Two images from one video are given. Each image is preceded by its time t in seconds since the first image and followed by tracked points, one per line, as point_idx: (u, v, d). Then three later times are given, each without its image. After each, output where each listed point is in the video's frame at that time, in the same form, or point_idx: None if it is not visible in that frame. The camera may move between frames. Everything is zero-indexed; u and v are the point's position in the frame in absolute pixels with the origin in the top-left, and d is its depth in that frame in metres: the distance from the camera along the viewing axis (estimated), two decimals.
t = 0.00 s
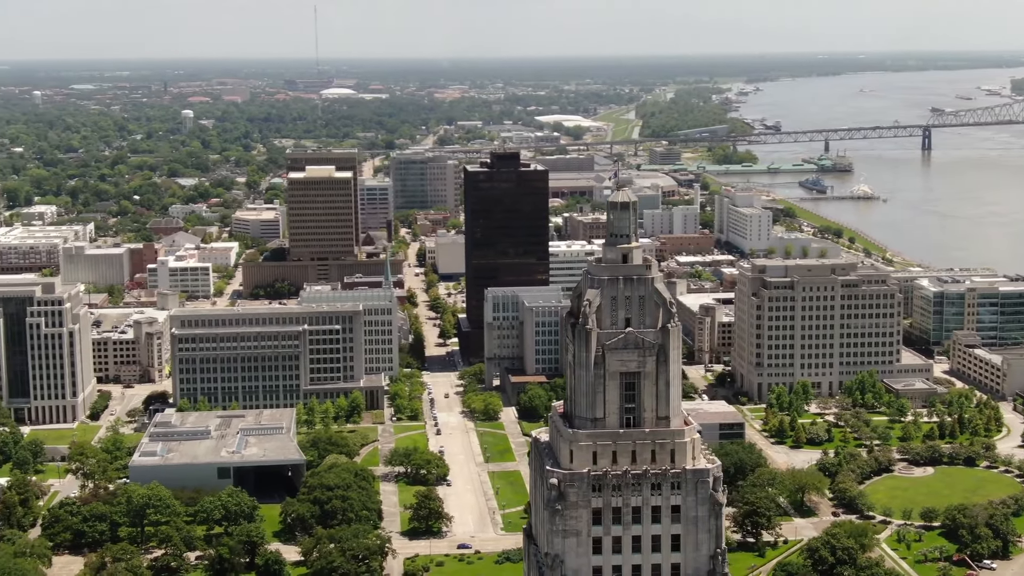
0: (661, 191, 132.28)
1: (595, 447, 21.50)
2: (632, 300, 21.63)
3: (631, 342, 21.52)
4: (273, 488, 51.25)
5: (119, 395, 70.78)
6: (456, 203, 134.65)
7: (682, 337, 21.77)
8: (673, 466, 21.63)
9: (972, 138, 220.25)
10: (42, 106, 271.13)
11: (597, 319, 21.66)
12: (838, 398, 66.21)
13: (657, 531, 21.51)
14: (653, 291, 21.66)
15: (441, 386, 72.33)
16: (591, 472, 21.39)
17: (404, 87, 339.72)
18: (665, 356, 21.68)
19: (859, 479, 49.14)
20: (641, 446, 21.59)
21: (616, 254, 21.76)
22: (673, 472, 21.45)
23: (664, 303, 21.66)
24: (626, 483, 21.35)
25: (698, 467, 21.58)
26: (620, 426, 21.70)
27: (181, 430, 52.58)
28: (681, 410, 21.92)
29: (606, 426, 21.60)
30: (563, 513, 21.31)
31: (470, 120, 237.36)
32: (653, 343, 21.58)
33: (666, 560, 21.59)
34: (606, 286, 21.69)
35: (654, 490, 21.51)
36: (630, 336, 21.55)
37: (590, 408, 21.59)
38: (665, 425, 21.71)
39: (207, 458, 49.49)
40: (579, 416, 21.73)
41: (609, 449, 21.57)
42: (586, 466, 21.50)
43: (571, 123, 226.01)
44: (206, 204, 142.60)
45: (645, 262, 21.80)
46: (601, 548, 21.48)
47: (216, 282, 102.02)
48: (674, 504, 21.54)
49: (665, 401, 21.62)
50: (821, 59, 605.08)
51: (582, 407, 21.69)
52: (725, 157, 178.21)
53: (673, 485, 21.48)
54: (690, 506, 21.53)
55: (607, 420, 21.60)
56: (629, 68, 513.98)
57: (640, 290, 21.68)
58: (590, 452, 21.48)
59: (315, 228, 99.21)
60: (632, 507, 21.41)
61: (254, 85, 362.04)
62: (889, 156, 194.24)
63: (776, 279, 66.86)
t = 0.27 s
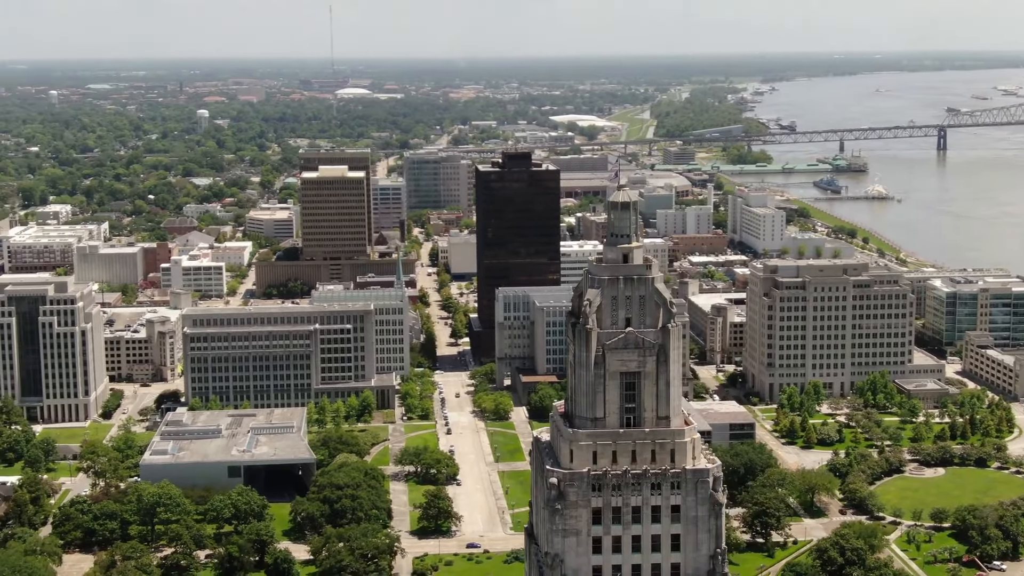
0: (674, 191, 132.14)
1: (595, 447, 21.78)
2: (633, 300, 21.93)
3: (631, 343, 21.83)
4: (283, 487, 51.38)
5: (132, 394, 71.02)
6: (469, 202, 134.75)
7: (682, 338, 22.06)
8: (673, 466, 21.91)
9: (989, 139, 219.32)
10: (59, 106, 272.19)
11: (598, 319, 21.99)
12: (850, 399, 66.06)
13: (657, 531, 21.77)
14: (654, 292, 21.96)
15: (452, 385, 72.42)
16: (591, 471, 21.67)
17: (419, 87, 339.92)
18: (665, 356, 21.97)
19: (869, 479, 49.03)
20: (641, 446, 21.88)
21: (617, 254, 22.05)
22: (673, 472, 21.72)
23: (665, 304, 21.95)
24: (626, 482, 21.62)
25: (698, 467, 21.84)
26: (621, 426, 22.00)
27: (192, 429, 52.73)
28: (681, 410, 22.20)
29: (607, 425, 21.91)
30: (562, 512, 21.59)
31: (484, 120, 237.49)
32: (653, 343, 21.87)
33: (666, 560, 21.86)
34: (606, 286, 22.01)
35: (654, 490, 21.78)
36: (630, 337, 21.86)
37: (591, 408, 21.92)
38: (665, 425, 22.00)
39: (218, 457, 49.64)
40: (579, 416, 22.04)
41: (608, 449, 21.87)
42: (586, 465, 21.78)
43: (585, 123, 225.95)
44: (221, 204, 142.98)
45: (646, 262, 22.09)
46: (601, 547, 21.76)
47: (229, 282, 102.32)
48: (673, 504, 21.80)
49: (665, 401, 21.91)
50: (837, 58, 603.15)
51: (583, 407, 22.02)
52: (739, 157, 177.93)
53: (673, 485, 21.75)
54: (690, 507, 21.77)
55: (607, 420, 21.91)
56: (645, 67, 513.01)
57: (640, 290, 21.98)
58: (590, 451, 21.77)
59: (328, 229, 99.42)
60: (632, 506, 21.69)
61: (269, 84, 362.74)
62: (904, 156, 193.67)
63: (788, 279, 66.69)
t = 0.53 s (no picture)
0: (688, 191, 131.99)
1: (595, 446, 21.82)
2: (633, 299, 22.00)
3: (631, 342, 21.89)
4: (294, 486, 51.50)
5: (144, 393, 71.25)
6: (482, 202, 134.83)
7: (682, 337, 22.12)
8: (673, 465, 21.93)
9: (1005, 139, 218.44)
10: (75, 105, 273.18)
11: (598, 318, 22.06)
12: (861, 399, 65.85)
13: (657, 531, 21.77)
14: (654, 292, 22.03)
15: (463, 385, 72.44)
16: (591, 471, 21.71)
17: (434, 87, 340.23)
18: (665, 356, 22.03)
19: (880, 480, 48.90)
20: (641, 445, 21.90)
21: (617, 254, 22.12)
22: (673, 472, 21.73)
23: (665, 303, 22.01)
24: (625, 482, 21.64)
25: (698, 467, 21.87)
26: (621, 425, 22.04)
27: (202, 428, 52.91)
28: (680, 410, 22.23)
29: (607, 425, 21.96)
30: (562, 512, 21.61)
31: (499, 120, 237.65)
32: (654, 342, 21.92)
33: (666, 560, 21.86)
34: (606, 286, 22.08)
35: (653, 490, 21.79)
36: (630, 336, 21.92)
37: (591, 407, 21.97)
38: (665, 425, 22.04)
39: (228, 456, 49.82)
40: (579, 416, 22.10)
41: (609, 449, 21.90)
42: (586, 465, 21.82)
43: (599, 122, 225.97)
44: (235, 203, 143.30)
45: (646, 262, 22.15)
46: (601, 547, 21.76)
47: (242, 281, 102.54)
48: (673, 503, 21.81)
49: (665, 401, 21.97)
50: (854, 58, 601.28)
51: (583, 406, 22.07)
52: (754, 156, 177.65)
53: (673, 484, 21.75)
54: (690, 506, 21.78)
55: (608, 419, 21.96)
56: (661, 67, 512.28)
57: (640, 290, 22.06)
58: (589, 451, 21.81)
59: (341, 228, 99.46)
60: (632, 506, 21.70)
61: (285, 84, 363.47)
62: (920, 156, 193.07)
63: (799, 279, 66.61)
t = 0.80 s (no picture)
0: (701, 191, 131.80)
1: (595, 446, 21.84)
2: (634, 298, 22.01)
3: (631, 341, 21.91)
4: (304, 485, 51.65)
5: (156, 391, 71.49)
6: (495, 202, 134.86)
7: (682, 338, 22.12)
8: (673, 464, 21.94)
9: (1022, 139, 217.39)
10: (91, 105, 274.10)
11: (598, 318, 22.08)
12: (873, 399, 65.68)
13: (656, 530, 21.80)
14: (654, 291, 22.03)
15: (474, 384, 72.50)
16: (591, 470, 21.74)
17: (449, 86, 340.46)
18: (665, 355, 22.04)
19: (891, 480, 48.78)
20: (641, 445, 21.91)
21: (617, 254, 22.14)
22: (672, 471, 21.74)
23: (665, 302, 22.04)
24: (625, 482, 21.67)
25: (698, 467, 21.87)
26: (621, 425, 22.08)
27: (213, 426, 53.08)
28: (680, 409, 22.23)
29: (607, 424, 21.98)
30: (562, 510, 21.64)
31: (513, 119, 237.66)
32: (654, 341, 21.94)
33: (666, 559, 21.89)
34: (606, 285, 22.10)
35: (653, 489, 21.79)
36: (630, 335, 21.94)
37: (591, 407, 21.99)
38: (665, 424, 22.08)
39: (239, 454, 50.00)
40: (580, 415, 22.12)
41: (609, 448, 21.92)
42: (586, 464, 21.85)
43: (613, 122, 225.86)
44: (249, 202, 143.59)
45: (647, 262, 22.16)
46: (600, 546, 21.79)
47: (255, 280, 102.77)
48: (673, 503, 21.82)
49: (665, 399, 21.97)
50: (869, 58, 599.01)
51: (583, 405, 22.10)
52: (768, 156, 177.27)
53: (672, 483, 21.76)
54: (690, 506, 21.78)
55: (608, 418, 21.99)
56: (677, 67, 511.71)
57: (641, 289, 22.07)
58: (590, 450, 21.83)
59: (354, 228, 99.74)
60: (632, 505, 21.74)
61: (301, 83, 363.98)
62: (935, 156, 192.40)
63: (811, 279, 66.50)
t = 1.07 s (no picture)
0: (715, 190, 131.60)
1: (594, 445, 21.89)
2: (634, 299, 22.02)
3: (631, 341, 21.92)
4: (314, 483, 51.78)
5: (168, 390, 71.74)
6: (508, 202, 134.90)
7: (683, 337, 22.13)
8: (673, 464, 22.01)
9: None
10: (107, 104, 275.09)
11: (598, 318, 22.09)
12: (884, 399, 65.54)
13: (656, 529, 21.87)
14: (655, 291, 22.05)
15: (485, 384, 72.57)
16: (591, 470, 21.79)
17: (464, 86, 340.40)
18: (666, 355, 22.08)
19: (901, 480, 48.65)
20: (641, 445, 21.98)
21: (618, 253, 22.13)
22: (672, 471, 21.79)
23: (665, 303, 22.05)
24: (625, 481, 21.73)
25: (698, 466, 21.93)
26: (621, 424, 22.11)
27: (224, 425, 53.24)
28: (681, 409, 22.27)
29: (607, 424, 22.02)
30: (562, 510, 21.74)
31: (529, 119, 237.61)
32: (654, 341, 21.97)
33: (666, 558, 21.97)
34: (607, 285, 22.10)
35: (653, 489, 21.86)
36: (630, 335, 21.96)
37: (591, 406, 22.02)
38: (666, 424, 22.10)
39: (250, 453, 50.18)
40: (580, 414, 22.15)
41: (609, 447, 21.98)
42: (586, 463, 21.91)
43: (628, 122, 225.65)
44: (263, 202, 143.94)
45: (647, 262, 22.17)
46: (600, 545, 21.88)
47: (269, 279, 103.02)
48: (673, 502, 21.88)
49: (665, 400, 22.00)
50: (886, 57, 596.66)
51: (583, 405, 22.13)
52: (783, 155, 176.95)
53: (672, 483, 21.82)
54: (690, 506, 21.85)
55: (608, 418, 22.02)
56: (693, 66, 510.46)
57: (642, 289, 22.07)
58: (590, 450, 21.89)
59: (367, 227, 99.90)
60: (632, 505, 21.81)
61: (316, 83, 364.39)
62: (951, 156, 191.69)
63: (823, 279, 66.35)
